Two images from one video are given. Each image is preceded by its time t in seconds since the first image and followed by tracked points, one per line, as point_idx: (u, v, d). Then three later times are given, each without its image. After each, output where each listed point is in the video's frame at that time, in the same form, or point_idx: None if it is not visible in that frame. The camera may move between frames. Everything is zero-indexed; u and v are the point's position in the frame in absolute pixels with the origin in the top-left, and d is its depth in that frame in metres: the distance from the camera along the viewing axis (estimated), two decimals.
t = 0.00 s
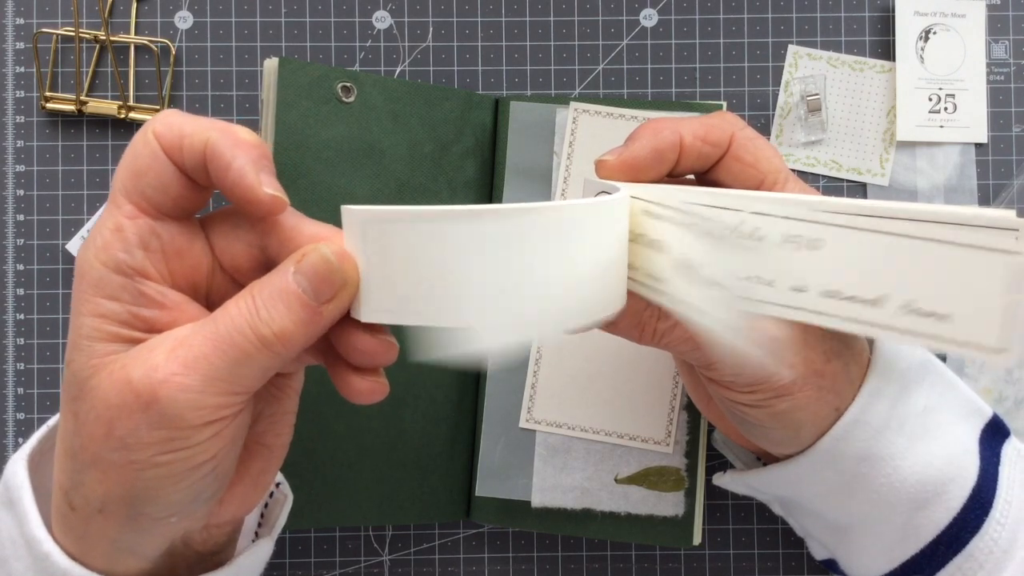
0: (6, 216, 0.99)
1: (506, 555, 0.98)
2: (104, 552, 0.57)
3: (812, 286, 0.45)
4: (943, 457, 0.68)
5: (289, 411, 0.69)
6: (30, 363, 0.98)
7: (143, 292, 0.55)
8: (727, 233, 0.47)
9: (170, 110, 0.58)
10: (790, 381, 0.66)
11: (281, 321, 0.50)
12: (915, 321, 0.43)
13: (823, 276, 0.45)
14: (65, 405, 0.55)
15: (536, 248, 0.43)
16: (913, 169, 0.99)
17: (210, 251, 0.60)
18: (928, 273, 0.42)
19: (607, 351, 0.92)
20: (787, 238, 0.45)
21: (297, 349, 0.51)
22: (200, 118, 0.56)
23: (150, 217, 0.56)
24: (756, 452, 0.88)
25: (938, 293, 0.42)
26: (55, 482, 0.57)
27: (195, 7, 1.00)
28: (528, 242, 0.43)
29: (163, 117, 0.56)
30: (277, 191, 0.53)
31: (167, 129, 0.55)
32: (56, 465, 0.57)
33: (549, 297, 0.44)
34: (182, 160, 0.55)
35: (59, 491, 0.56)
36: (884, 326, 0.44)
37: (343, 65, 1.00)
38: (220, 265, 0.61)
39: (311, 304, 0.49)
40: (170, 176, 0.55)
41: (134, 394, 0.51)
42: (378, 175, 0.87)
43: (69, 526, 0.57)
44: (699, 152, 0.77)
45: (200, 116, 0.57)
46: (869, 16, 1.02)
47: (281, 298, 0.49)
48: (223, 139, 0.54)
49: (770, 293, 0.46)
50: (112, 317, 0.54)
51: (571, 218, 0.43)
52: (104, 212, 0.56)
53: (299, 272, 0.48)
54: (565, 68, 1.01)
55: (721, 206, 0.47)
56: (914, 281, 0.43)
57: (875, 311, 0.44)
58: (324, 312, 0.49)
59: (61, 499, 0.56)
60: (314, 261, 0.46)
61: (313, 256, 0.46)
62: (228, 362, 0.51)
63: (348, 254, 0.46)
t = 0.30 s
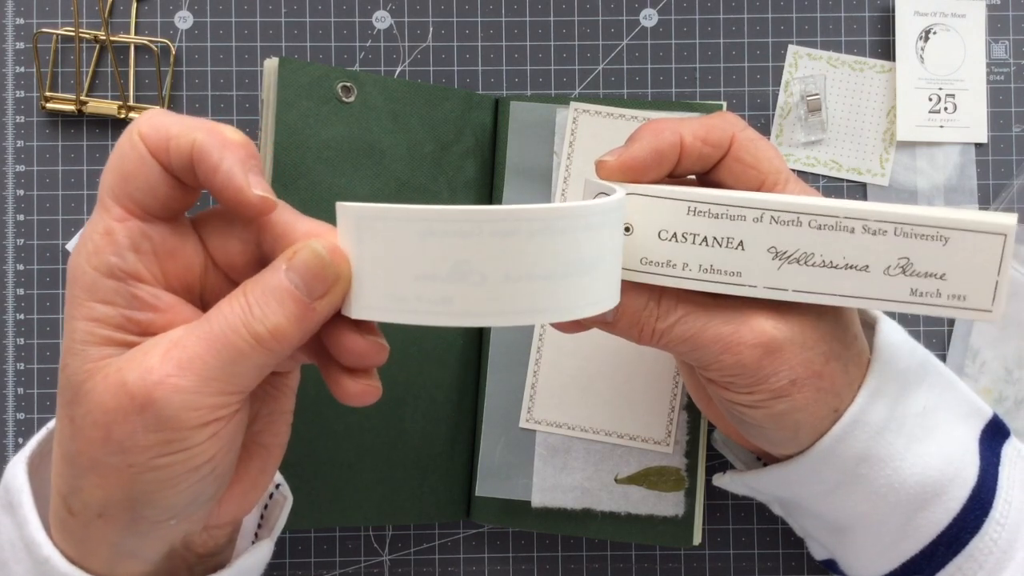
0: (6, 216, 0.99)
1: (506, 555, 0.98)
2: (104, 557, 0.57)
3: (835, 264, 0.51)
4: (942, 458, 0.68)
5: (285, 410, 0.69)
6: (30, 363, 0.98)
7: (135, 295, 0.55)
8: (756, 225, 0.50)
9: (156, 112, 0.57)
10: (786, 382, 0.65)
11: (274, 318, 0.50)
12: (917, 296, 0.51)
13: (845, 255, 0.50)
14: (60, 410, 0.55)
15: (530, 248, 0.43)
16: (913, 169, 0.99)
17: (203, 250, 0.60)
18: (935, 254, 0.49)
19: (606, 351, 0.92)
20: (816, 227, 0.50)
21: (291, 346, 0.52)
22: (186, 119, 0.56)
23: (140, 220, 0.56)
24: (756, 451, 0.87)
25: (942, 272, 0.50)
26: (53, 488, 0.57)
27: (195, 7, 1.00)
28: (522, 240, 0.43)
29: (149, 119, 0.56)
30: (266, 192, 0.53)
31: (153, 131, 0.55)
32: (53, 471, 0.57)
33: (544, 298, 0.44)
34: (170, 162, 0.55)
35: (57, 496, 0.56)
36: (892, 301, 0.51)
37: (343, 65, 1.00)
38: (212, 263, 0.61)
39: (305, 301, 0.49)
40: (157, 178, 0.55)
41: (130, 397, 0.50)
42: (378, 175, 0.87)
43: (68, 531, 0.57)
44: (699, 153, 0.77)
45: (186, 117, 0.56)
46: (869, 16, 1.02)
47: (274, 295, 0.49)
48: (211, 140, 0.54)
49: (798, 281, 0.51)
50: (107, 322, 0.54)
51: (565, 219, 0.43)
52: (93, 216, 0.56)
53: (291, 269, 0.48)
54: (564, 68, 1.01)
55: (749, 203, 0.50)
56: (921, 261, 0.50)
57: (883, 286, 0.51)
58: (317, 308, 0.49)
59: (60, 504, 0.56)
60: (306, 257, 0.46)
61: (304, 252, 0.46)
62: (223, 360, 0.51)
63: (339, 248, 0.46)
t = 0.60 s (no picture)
0: (7, 216, 0.99)
1: (506, 555, 0.98)
2: (103, 565, 0.57)
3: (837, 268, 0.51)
4: (942, 459, 0.68)
5: (280, 411, 0.68)
6: (30, 363, 0.98)
7: (124, 300, 0.55)
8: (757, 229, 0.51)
9: (144, 115, 0.57)
10: (786, 383, 0.65)
11: (274, 326, 0.49)
12: (917, 301, 0.51)
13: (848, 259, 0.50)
14: (57, 418, 0.55)
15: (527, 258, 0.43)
16: (913, 169, 0.99)
17: (194, 252, 0.60)
18: (938, 259, 0.49)
19: (606, 352, 0.92)
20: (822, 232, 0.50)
21: (290, 353, 0.51)
22: (173, 122, 0.56)
23: (127, 224, 0.56)
24: (756, 451, 0.87)
25: (944, 277, 0.50)
26: (51, 496, 0.57)
27: (195, 7, 1.00)
28: (520, 249, 0.42)
29: (135, 122, 0.56)
30: (253, 195, 0.52)
31: (140, 135, 0.55)
32: (51, 479, 0.57)
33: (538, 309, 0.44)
34: (157, 166, 0.55)
35: (55, 504, 0.56)
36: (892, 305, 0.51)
37: (343, 65, 1.00)
38: (203, 265, 0.61)
39: (305, 309, 0.48)
40: (144, 182, 0.55)
41: (127, 408, 0.50)
42: (378, 176, 0.87)
43: (66, 538, 0.57)
44: (698, 154, 0.77)
45: (173, 120, 0.56)
46: (869, 16, 1.02)
47: (275, 304, 0.49)
48: (198, 144, 0.53)
49: (798, 284, 0.52)
50: (97, 327, 0.54)
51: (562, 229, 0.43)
52: (81, 221, 0.56)
53: (292, 277, 0.48)
54: (565, 68, 1.01)
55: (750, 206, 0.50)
56: (923, 266, 0.50)
57: (885, 290, 0.51)
58: (318, 317, 0.48)
59: (58, 512, 0.56)
60: (308, 265, 0.46)
61: (304, 260, 0.46)
62: (221, 372, 0.50)
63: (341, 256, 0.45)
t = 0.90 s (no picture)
0: (6, 216, 0.99)
1: (506, 555, 0.98)
2: (98, 566, 0.57)
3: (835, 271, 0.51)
4: (942, 459, 0.68)
5: (286, 421, 0.68)
6: (30, 363, 0.98)
7: (134, 303, 0.55)
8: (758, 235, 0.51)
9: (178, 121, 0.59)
10: (784, 386, 0.65)
11: (287, 354, 0.50)
12: (915, 302, 0.51)
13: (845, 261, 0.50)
14: (60, 419, 0.55)
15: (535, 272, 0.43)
16: (913, 169, 0.99)
17: (211, 262, 0.60)
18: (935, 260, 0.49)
19: (607, 352, 0.92)
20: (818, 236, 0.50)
21: (302, 378, 0.52)
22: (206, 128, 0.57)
23: (150, 226, 0.56)
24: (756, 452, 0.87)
25: (940, 278, 0.50)
26: (49, 494, 0.57)
27: (195, 7, 1.00)
28: (530, 264, 0.43)
29: (169, 127, 0.57)
30: (277, 195, 0.53)
31: (173, 138, 0.56)
32: (51, 478, 0.57)
33: (545, 324, 0.44)
34: (186, 168, 0.56)
35: (54, 503, 0.56)
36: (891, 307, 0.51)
37: (343, 65, 1.00)
38: (220, 276, 0.61)
39: (323, 339, 0.49)
40: (172, 183, 0.56)
41: (132, 422, 0.50)
42: (378, 176, 0.87)
43: (62, 537, 0.57)
44: (696, 156, 0.78)
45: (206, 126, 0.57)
46: (869, 16, 1.02)
47: (291, 332, 0.49)
48: (227, 146, 0.54)
49: (795, 286, 0.52)
50: (103, 330, 0.54)
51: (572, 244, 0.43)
52: (102, 221, 0.56)
53: (310, 306, 0.48)
54: (565, 68, 1.01)
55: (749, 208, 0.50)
56: (920, 267, 0.50)
57: (882, 292, 0.51)
58: (334, 345, 0.49)
59: (55, 511, 0.56)
60: (323, 297, 0.46)
61: (321, 292, 0.46)
62: (230, 395, 0.51)
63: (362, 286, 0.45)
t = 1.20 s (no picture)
0: (7, 216, 0.99)
1: (506, 555, 0.98)
2: (104, 565, 0.57)
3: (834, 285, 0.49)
4: (943, 458, 0.68)
5: (288, 420, 0.68)
6: (30, 363, 0.98)
7: (138, 303, 0.54)
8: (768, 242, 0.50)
9: (177, 123, 0.58)
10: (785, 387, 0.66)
11: (286, 346, 0.50)
12: (919, 329, 0.48)
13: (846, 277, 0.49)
14: (63, 420, 0.55)
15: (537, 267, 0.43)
16: (913, 169, 0.99)
17: (211, 264, 0.60)
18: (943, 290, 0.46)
19: (607, 352, 0.92)
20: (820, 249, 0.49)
21: (303, 370, 0.52)
22: (204, 130, 0.57)
23: (150, 227, 0.56)
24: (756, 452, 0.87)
25: (947, 310, 0.47)
26: (54, 495, 0.57)
27: (195, 7, 1.00)
28: (533, 258, 0.43)
29: (167, 129, 0.57)
30: (278, 201, 0.53)
31: (172, 140, 0.56)
32: (56, 479, 0.56)
33: (545, 321, 0.44)
34: (185, 171, 0.55)
35: (58, 504, 0.56)
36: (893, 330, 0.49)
37: (343, 65, 1.00)
38: (220, 278, 0.61)
39: (321, 329, 0.49)
40: (171, 186, 0.55)
41: (138, 417, 0.50)
42: (378, 175, 0.87)
43: (68, 538, 0.57)
44: (698, 156, 0.78)
45: (205, 128, 0.57)
46: (869, 16, 1.02)
47: (288, 323, 0.50)
48: (227, 150, 0.54)
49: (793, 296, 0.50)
50: (107, 330, 0.54)
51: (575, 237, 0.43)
52: (102, 223, 0.56)
53: (307, 296, 0.49)
54: (565, 68, 1.01)
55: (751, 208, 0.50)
56: (926, 295, 0.47)
57: (883, 316, 0.49)
58: (333, 335, 0.49)
59: (60, 512, 0.56)
60: (322, 287, 0.46)
61: (320, 282, 0.47)
62: (233, 387, 0.51)
63: (358, 280, 0.46)
